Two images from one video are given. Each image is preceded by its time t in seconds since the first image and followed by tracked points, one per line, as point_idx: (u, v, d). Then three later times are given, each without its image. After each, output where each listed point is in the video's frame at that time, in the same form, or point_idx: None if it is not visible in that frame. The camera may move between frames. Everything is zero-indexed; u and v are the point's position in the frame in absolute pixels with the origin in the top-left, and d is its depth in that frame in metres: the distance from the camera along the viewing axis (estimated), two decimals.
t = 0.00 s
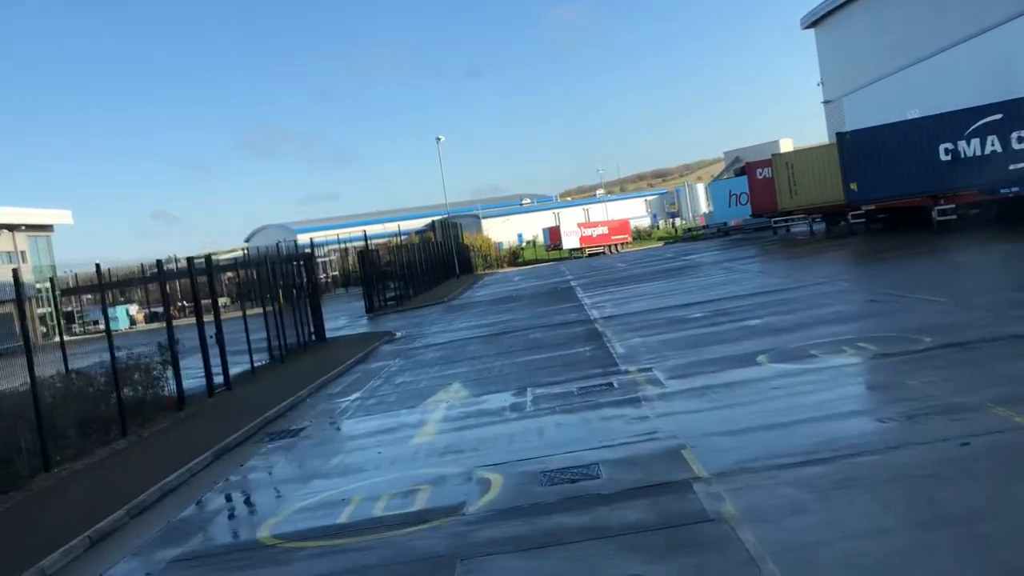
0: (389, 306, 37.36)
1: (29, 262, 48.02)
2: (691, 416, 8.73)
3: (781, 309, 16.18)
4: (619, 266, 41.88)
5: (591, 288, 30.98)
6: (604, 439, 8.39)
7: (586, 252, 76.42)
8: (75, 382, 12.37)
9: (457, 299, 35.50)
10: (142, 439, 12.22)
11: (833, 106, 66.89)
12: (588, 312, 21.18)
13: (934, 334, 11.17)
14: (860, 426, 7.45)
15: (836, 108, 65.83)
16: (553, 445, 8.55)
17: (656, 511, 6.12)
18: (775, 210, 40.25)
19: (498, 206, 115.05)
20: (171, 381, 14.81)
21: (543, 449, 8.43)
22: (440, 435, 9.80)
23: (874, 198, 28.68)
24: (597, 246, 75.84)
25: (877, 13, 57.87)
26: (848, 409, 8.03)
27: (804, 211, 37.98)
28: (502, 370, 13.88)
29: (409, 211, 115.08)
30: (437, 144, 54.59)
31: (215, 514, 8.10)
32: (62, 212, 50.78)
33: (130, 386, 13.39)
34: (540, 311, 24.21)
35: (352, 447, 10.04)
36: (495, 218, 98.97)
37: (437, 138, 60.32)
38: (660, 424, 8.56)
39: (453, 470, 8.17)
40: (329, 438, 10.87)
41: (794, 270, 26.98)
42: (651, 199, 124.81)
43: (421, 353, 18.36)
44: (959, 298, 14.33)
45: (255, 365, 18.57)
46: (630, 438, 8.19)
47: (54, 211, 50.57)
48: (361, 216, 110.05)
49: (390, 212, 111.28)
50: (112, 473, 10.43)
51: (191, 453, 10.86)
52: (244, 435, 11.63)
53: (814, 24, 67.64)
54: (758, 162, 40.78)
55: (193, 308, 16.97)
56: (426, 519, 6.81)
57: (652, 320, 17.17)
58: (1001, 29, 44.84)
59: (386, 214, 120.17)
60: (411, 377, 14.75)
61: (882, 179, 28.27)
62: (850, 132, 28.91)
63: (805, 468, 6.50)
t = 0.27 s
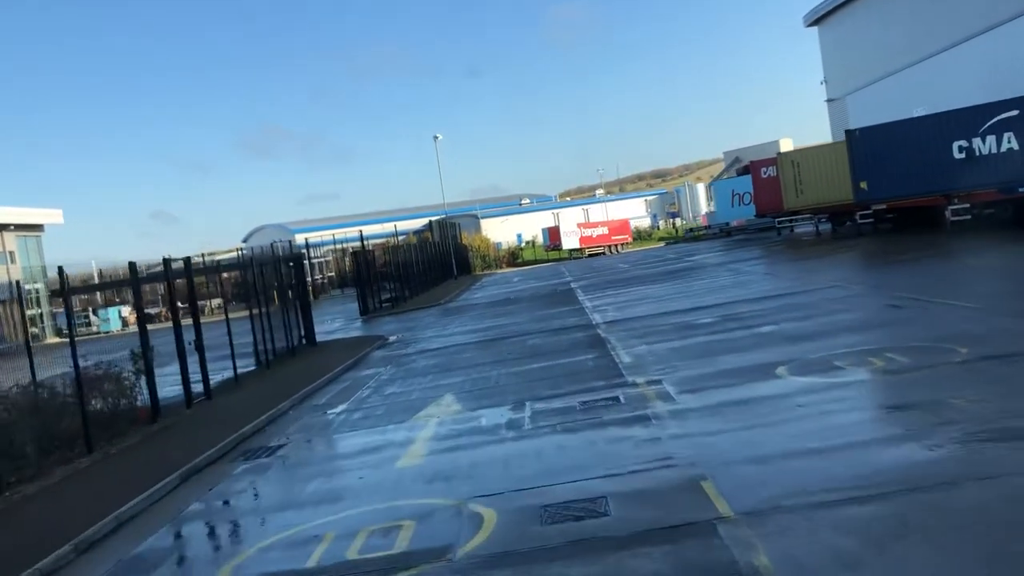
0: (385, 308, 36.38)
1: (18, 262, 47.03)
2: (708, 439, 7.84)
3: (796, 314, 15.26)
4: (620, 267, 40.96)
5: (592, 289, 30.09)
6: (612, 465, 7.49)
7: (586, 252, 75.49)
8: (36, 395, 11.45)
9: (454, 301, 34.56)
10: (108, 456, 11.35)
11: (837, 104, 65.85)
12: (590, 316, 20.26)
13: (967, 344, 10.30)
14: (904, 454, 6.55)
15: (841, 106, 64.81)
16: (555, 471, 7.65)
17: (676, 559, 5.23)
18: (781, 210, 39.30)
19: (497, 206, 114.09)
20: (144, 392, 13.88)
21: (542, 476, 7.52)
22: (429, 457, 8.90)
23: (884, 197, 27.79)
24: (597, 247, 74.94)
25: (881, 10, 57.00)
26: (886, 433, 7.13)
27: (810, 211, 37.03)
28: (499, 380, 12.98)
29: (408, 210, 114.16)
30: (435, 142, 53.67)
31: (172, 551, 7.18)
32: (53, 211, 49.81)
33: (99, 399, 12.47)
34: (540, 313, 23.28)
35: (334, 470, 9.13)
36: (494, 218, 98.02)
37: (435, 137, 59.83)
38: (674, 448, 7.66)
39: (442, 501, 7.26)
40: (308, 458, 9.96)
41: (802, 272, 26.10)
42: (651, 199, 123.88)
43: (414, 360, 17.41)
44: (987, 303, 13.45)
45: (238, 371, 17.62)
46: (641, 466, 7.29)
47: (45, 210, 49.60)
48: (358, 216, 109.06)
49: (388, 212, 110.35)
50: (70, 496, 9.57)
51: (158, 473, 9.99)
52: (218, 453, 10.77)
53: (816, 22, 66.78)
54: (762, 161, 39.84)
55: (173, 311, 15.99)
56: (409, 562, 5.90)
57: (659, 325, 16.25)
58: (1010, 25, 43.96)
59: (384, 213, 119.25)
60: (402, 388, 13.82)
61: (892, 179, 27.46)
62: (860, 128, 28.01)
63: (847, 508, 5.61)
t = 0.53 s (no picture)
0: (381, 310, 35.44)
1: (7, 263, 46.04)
2: (729, 470, 6.87)
3: (811, 320, 14.30)
4: (622, 268, 40.01)
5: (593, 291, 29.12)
6: (620, 499, 6.52)
7: (586, 253, 74.56)
8: None
9: (451, 303, 33.59)
10: (67, 476, 10.35)
11: (841, 102, 64.91)
12: (590, 320, 19.29)
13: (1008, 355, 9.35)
14: (963, 492, 5.60)
15: (844, 104, 63.86)
16: (556, 504, 6.69)
17: None
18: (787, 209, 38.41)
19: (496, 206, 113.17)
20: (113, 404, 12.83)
21: (542, 511, 6.53)
22: (413, 485, 7.93)
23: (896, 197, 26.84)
24: (596, 248, 74.00)
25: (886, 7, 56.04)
26: (936, 463, 6.19)
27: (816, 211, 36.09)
28: (494, 392, 12.01)
29: (406, 211, 113.28)
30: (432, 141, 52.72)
31: None
32: (43, 211, 48.84)
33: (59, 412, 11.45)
34: (537, 317, 22.33)
35: (309, 498, 8.16)
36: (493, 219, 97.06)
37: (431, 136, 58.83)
38: (691, 478, 6.70)
39: (426, 541, 6.29)
40: (283, 482, 8.97)
41: (810, 273, 25.18)
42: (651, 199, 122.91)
43: (404, 367, 16.43)
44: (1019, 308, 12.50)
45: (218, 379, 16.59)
46: (655, 501, 6.32)
47: (35, 210, 48.63)
48: (356, 217, 108.10)
49: (386, 212, 109.39)
50: (16, 525, 8.58)
51: (116, 496, 8.98)
52: (187, 471, 9.82)
53: (819, 19, 65.80)
54: (766, 159, 38.85)
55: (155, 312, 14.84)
56: None
57: (665, 331, 15.26)
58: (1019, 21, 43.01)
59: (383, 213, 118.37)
60: (390, 399, 12.82)
61: (903, 171, 26.47)
62: (869, 127, 27.05)
63: (905, 564, 4.67)
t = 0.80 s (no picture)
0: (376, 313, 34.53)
1: None
2: (757, 511, 5.96)
3: (828, 327, 13.40)
4: (623, 270, 39.15)
5: (594, 294, 28.24)
6: (633, 546, 5.62)
7: (586, 253, 73.68)
8: None
9: (448, 306, 32.67)
10: (19, 504, 9.42)
11: (844, 101, 64.00)
12: (591, 326, 18.41)
13: None
14: None
15: (848, 103, 62.94)
16: (557, 550, 5.78)
17: None
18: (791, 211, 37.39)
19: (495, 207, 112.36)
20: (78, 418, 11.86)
21: (541, 560, 5.62)
22: (396, 521, 7.03)
23: (907, 197, 26.08)
24: (596, 249, 73.11)
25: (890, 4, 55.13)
26: (1001, 507, 5.29)
27: (822, 211, 35.15)
28: (490, 407, 11.10)
29: (405, 211, 112.46)
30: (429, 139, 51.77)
31: None
32: (33, 212, 47.89)
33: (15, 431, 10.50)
34: (536, 321, 21.44)
35: (279, 535, 7.24)
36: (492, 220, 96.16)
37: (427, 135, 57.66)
38: (713, 521, 5.80)
39: None
40: (253, 514, 8.05)
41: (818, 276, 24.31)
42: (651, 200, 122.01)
43: (395, 377, 15.52)
44: None
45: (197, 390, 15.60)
46: (673, 550, 5.43)
47: (24, 211, 47.67)
48: (354, 218, 107.21)
49: (385, 214, 108.59)
50: None
51: (61, 532, 7.98)
52: (146, 501, 8.82)
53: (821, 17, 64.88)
54: (771, 159, 37.95)
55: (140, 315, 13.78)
56: None
57: (671, 339, 14.36)
58: None
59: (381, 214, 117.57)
60: (377, 414, 11.88)
61: (917, 169, 25.56)
62: (881, 123, 26.25)
63: None
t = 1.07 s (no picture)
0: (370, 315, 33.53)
1: None
2: (798, 563, 4.98)
3: (848, 335, 12.46)
4: (624, 271, 38.19)
5: (594, 296, 27.30)
6: None
7: (586, 254, 72.69)
8: None
9: (444, 309, 31.70)
10: None
11: (848, 99, 63.01)
12: (592, 331, 17.47)
13: None
14: None
15: (852, 101, 61.95)
16: None
17: None
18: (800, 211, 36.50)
19: (494, 207, 111.37)
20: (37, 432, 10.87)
21: None
22: (370, 566, 6.05)
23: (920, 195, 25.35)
24: (596, 249, 72.20)
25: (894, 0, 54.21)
26: None
27: (830, 210, 34.18)
28: (483, 424, 10.11)
29: (403, 212, 111.46)
30: (426, 138, 50.81)
31: None
32: (21, 213, 46.84)
33: None
34: (535, 325, 20.51)
35: None
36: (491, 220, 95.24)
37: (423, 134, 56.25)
38: None
39: None
40: (213, 552, 7.07)
41: (829, 277, 23.39)
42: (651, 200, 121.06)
43: (384, 386, 14.58)
44: None
45: (171, 401, 14.61)
46: None
47: (13, 212, 46.65)
48: (352, 219, 106.29)
49: (383, 215, 107.62)
50: None
51: None
52: (95, 532, 7.87)
53: (824, 14, 63.97)
54: (775, 157, 36.95)
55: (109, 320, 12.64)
56: None
57: (679, 346, 13.42)
58: None
59: (379, 214, 116.59)
60: (360, 432, 10.94)
61: (934, 168, 24.81)
62: (892, 119, 25.28)
63: None
